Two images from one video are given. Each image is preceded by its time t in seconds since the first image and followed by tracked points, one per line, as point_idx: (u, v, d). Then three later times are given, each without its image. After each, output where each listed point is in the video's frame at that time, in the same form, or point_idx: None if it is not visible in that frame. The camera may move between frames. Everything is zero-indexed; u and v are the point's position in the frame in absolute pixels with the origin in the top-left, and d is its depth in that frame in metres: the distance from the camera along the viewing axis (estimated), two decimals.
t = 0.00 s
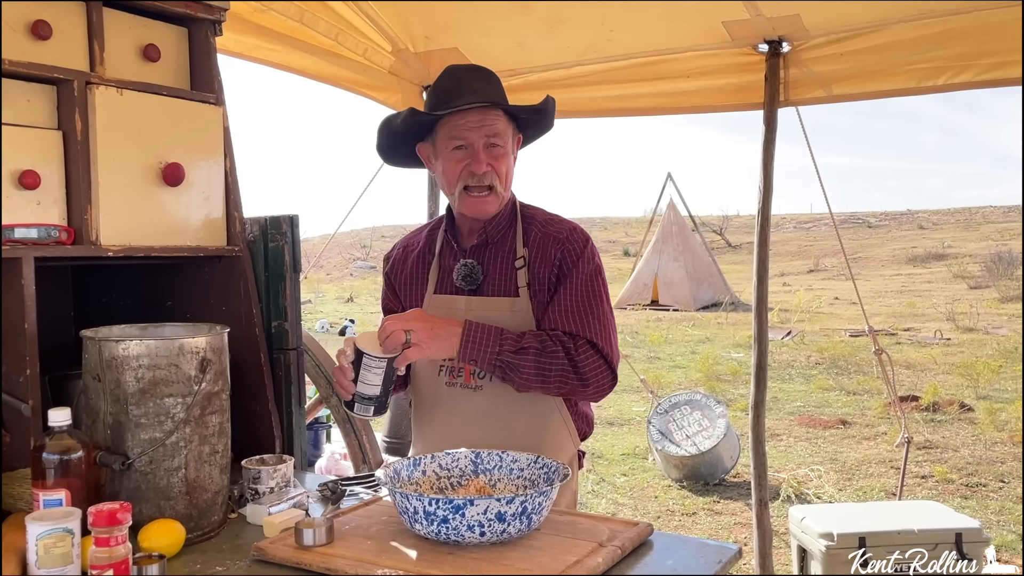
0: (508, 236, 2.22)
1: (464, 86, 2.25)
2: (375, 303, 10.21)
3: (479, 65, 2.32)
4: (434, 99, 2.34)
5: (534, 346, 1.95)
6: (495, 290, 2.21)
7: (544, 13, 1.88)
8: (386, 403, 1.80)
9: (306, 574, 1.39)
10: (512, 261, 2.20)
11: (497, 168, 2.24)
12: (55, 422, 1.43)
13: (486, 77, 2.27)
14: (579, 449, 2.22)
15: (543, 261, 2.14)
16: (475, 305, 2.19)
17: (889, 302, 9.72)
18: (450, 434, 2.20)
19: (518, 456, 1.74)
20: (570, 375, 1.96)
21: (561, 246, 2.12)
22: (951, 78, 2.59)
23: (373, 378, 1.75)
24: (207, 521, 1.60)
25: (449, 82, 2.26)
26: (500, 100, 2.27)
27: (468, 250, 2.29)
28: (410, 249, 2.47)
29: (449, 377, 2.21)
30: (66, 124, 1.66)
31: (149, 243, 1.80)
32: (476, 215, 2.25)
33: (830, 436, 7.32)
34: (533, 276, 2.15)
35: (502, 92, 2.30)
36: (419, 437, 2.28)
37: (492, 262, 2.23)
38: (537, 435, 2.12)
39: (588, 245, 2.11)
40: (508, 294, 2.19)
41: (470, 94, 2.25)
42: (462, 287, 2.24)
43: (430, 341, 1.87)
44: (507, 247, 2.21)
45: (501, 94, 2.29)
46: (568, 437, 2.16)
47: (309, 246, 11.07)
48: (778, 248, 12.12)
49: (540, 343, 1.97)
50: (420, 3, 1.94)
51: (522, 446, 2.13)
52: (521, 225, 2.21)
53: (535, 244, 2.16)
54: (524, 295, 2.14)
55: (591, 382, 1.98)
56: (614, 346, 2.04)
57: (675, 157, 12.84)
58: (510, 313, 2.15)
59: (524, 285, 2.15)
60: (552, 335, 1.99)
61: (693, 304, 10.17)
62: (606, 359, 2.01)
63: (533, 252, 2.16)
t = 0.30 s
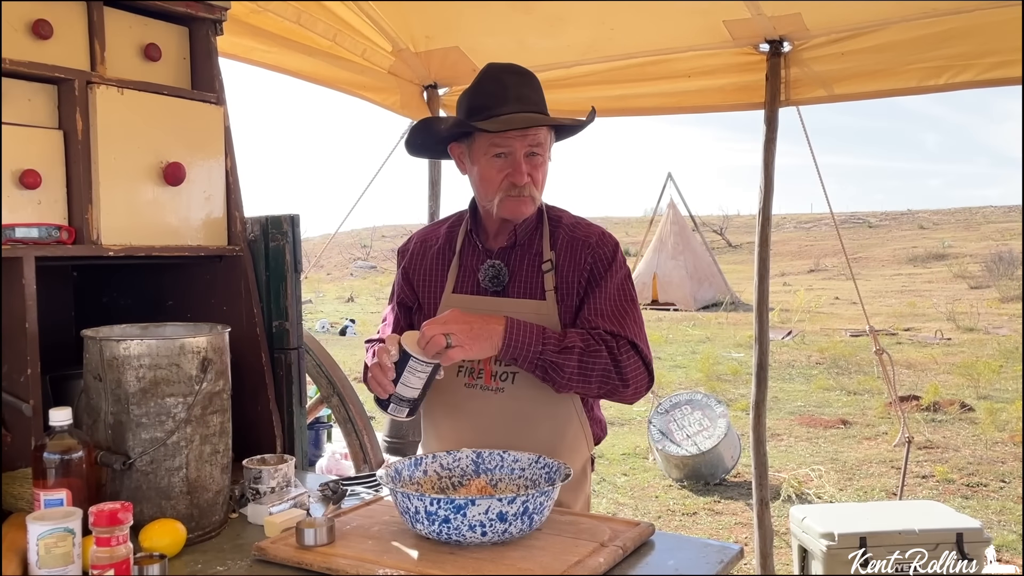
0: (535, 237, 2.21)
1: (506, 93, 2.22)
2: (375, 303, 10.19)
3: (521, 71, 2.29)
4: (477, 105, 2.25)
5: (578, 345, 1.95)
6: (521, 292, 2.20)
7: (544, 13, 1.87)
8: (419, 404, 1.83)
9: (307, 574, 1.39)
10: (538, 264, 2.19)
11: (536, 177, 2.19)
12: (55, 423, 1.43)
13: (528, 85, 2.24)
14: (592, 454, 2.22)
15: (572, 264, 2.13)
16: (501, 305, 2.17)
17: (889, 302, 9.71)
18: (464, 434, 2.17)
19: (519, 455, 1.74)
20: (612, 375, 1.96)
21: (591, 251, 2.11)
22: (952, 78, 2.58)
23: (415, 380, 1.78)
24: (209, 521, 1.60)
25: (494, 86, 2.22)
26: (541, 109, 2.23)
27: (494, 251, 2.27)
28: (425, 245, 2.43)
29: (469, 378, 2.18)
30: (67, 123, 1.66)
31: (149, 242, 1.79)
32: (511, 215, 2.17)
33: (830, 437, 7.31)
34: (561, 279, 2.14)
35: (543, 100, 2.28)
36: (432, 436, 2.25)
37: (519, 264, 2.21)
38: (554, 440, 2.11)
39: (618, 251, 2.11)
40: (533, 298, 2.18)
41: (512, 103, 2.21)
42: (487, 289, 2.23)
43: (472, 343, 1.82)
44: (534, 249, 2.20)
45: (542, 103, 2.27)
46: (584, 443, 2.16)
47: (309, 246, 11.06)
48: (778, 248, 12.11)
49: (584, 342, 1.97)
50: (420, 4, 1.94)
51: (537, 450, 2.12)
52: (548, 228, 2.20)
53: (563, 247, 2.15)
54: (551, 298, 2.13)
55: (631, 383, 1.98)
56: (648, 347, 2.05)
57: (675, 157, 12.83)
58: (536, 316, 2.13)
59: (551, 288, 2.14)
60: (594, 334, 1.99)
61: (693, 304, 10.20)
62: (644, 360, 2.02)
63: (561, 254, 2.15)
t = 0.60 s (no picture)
0: (554, 242, 2.21)
1: (522, 94, 2.18)
2: (375, 303, 10.17)
3: (540, 71, 2.24)
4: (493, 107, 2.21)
5: (600, 359, 1.94)
6: (538, 296, 2.19)
7: (544, 12, 1.87)
8: (432, 408, 1.82)
9: (306, 574, 1.39)
10: (556, 268, 2.18)
11: (552, 181, 2.16)
12: (54, 422, 1.42)
13: (545, 85, 2.20)
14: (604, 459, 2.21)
15: (591, 272, 2.12)
16: (518, 309, 2.16)
17: (890, 301, 9.69)
18: (474, 437, 2.18)
19: (519, 455, 1.73)
20: (632, 391, 1.96)
21: (612, 260, 2.09)
22: (952, 76, 2.57)
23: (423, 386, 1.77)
24: (208, 520, 1.60)
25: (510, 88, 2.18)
26: (559, 110, 2.19)
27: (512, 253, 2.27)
28: (441, 242, 2.43)
29: (481, 382, 2.19)
30: (66, 122, 1.66)
31: (147, 242, 1.79)
32: (528, 219, 2.14)
33: (831, 436, 7.30)
34: (579, 287, 2.13)
35: (562, 101, 2.23)
36: (444, 437, 2.26)
37: (536, 267, 2.21)
38: (564, 445, 2.10)
39: (640, 260, 2.10)
40: (550, 302, 2.17)
41: (528, 104, 2.17)
42: (503, 291, 2.23)
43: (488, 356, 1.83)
44: (553, 253, 2.20)
45: (560, 104, 2.22)
46: (594, 449, 2.15)
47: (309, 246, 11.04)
48: (778, 248, 12.00)
49: (606, 356, 1.95)
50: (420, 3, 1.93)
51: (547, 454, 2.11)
52: (568, 231, 2.20)
53: (583, 253, 2.14)
54: (568, 305, 2.12)
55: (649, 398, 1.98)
56: (669, 362, 2.05)
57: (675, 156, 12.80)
58: (552, 322, 2.13)
59: (568, 294, 2.13)
60: (615, 347, 1.98)
61: (692, 304, 10.36)
62: (664, 376, 2.01)
63: (581, 260, 2.14)
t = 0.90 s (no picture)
0: (560, 241, 2.21)
1: (509, 121, 2.02)
2: (376, 303, 10.17)
3: (537, 84, 2.02)
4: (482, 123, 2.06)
5: (607, 361, 1.94)
6: (543, 297, 2.19)
7: (544, 11, 1.88)
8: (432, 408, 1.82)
9: (305, 574, 1.39)
10: (562, 268, 2.18)
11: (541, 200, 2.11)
12: (54, 421, 1.43)
13: (537, 107, 2.02)
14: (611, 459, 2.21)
15: (597, 272, 2.13)
16: (524, 310, 2.16)
17: (891, 301, 9.66)
18: (479, 438, 2.18)
19: (519, 454, 1.73)
20: (642, 391, 1.96)
21: (619, 260, 2.11)
22: (952, 76, 2.57)
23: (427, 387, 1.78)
24: (207, 520, 1.60)
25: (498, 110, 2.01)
26: (551, 135, 2.01)
27: (518, 253, 2.27)
28: (445, 240, 2.42)
29: (487, 382, 2.19)
30: (65, 122, 1.66)
31: (146, 241, 1.79)
32: (519, 232, 2.21)
33: (832, 436, 7.30)
34: (585, 287, 2.14)
35: (557, 119, 2.03)
36: (448, 438, 2.26)
37: (542, 268, 2.21)
38: (570, 446, 2.11)
39: (647, 260, 2.12)
40: (556, 303, 2.17)
41: (515, 131, 2.02)
42: (508, 291, 2.23)
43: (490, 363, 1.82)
44: (559, 253, 2.20)
45: (554, 124, 2.03)
46: (600, 449, 2.15)
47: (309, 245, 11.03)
48: (778, 247, 11.90)
49: (614, 357, 1.95)
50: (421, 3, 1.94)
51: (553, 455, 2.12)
52: (575, 230, 2.20)
53: (590, 253, 2.15)
54: (574, 306, 2.13)
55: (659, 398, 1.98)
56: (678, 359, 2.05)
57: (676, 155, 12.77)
58: (557, 323, 2.13)
59: (575, 295, 2.13)
60: (623, 347, 1.98)
61: (694, 304, 10.37)
62: (673, 374, 2.02)
63: (587, 260, 2.15)
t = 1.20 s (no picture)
0: (555, 241, 2.20)
1: (480, 128, 1.97)
2: (377, 303, 10.17)
3: (513, 90, 1.95)
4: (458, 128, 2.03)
5: (609, 360, 1.92)
6: (540, 297, 2.20)
7: (543, 10, 1.87)
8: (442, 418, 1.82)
9: (306, 574, 1.39)
10: (558, 267, 2.18)
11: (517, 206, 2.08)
12: (54, 421, 1.43)
13: (508, 113, 1.95)
14: (615, 458, 2.20)
15: (592, 269, 2.13)
16: (522, 311, 2.17)
17: (892, 301, 9.64)
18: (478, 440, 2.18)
19: (518, 454, 1.73)
20: (646, 386, 1.95)
21: (615, 257, 2.10)
22: (953, 75, 2.56)
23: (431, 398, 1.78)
24: (207, 520, 1.60)
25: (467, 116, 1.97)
26: (519, 142, 1.94)
27: (513, 253, 2.27)
28: (441, 242, 2.43)
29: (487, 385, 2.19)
30: (65, 122, 1.66)
31: (146, 241, 1.79)
32: (505, 237, 2.17)
33: (833, 436, 7.30)
34: (582, 284, 2.14)
35: (531, 127, 1.94)
36: (450, 439, 2.26)
37: (538, 267, 2.21)
38: (572, 446, 2.11)
39: (643, 254, 2.11)
40: (552, 303, 2.18)
41: (485, 137, 1.97)
42: (505, 292, 2.24)
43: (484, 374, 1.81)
44: (554, 253, 2.20)
45: (527, 131, 1.94)
46: (602, 448, 2.15)
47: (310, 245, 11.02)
48: (778, 247, 11.85)
49: (615, 356, 1.94)
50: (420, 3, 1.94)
51: (555, 454, 2.12)
52: (569, 228, 2.20)
53: (584, 251, 2.15)
54: (571, 305, 2.13)
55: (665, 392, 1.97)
56: (680, 349, 2.05)
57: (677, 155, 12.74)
58: (555, 323, 2.13)
59: (571, 293, 2.13)
60: (624, 343, 1.97)
61: (695, 303, 10.36)
62: (677, 367, 2.01)
63: (582, 259, 2.14)
